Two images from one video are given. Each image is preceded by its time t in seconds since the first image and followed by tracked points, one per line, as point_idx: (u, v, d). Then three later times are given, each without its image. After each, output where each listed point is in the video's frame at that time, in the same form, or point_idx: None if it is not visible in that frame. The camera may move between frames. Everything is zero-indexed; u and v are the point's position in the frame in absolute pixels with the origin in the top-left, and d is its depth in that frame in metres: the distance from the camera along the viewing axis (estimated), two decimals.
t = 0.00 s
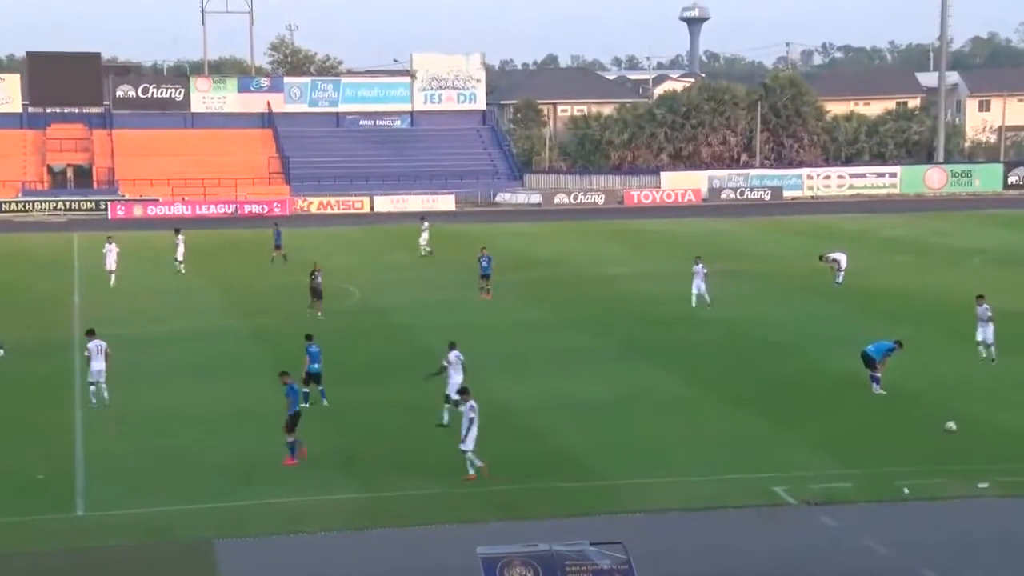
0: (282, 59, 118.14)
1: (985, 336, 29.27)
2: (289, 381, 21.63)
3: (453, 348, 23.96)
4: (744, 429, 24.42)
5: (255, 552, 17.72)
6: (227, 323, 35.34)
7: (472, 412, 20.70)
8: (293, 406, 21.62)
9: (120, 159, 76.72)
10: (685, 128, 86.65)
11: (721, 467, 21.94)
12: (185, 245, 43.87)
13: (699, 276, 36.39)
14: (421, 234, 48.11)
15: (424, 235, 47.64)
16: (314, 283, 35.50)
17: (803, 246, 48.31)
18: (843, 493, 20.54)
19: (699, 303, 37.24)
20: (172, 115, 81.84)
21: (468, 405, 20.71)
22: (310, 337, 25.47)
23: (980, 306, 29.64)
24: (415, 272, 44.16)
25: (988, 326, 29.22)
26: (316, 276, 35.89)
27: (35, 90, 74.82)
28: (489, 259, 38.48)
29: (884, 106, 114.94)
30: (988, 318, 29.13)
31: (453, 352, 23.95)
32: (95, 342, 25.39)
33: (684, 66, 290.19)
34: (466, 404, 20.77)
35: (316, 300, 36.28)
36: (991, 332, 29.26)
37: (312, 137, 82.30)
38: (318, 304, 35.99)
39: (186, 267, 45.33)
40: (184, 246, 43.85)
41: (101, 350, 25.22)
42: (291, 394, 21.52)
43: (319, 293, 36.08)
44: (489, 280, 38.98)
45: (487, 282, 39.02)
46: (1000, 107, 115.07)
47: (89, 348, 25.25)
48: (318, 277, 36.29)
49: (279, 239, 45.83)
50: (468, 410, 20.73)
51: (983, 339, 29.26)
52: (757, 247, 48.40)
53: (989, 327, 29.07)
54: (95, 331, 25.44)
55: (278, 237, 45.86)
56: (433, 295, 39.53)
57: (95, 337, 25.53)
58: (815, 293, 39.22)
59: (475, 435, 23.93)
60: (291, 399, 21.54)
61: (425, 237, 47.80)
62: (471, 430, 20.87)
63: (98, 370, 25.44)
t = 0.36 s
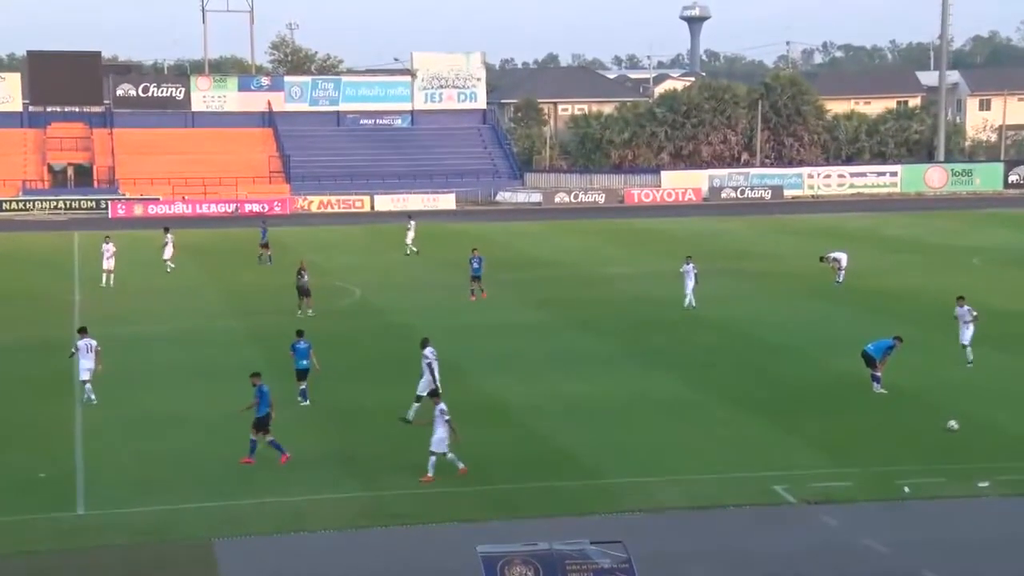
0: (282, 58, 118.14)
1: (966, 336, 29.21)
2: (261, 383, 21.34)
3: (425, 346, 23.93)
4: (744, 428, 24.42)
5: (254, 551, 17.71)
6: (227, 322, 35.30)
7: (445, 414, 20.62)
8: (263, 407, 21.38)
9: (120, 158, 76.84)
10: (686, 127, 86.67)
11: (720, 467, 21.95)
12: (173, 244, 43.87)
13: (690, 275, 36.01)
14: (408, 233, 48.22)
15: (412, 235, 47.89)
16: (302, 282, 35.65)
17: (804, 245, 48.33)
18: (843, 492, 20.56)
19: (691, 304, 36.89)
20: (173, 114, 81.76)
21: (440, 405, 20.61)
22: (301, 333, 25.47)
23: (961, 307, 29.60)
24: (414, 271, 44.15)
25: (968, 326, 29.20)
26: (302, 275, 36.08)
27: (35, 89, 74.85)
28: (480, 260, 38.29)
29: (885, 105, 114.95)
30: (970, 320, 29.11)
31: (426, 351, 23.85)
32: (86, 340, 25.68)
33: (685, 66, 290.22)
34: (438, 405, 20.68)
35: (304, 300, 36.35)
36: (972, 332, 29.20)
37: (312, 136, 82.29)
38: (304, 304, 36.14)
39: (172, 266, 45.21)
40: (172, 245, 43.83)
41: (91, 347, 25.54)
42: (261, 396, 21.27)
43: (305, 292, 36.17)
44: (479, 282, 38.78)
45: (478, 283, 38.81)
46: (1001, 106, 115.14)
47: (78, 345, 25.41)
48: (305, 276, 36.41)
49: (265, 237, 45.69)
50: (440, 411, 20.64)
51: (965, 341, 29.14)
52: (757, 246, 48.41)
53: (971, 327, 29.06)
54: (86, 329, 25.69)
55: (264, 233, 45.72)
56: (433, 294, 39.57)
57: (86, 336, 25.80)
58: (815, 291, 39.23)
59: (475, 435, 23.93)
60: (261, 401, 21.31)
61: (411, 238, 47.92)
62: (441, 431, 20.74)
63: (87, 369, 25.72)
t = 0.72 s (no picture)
0: (283, 58, 118.14)
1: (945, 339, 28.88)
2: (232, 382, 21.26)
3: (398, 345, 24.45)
4: (743, 428, 24.42)
5: (253, 550, 17.71)
6: (227, 321, 35.27)
7: (415, 413, 20.41)
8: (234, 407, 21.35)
9: (120, 158, 76.79)
10: (686, 127, 86.65)
11: (720, 467, 21.94)
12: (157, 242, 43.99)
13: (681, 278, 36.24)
14: (396, 232, 48.34)
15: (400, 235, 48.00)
16: (290, 280, 35.76)
17: (804, 245, 48.33)
18: (843, 492, 20.55)
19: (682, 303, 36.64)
20: (173, 114, 81.76)
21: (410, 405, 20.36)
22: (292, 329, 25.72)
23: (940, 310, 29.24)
24: (415, 270, 44.13)
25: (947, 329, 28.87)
26: (289, 273, 36.21)
27: (35, 89, 74.91)
28: (473, 262, 38.15)
29: (886, 105, 114.94)
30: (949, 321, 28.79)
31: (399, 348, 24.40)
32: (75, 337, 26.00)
33: (685, 65, 289.94)
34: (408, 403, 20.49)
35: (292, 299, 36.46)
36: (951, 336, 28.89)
37: (312, 136, 82.27)
38: (292, 303, 36.33)
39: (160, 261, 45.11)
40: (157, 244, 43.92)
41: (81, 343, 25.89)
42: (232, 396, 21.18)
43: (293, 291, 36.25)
44: (473, 283, 38.71)
45: (470, 284, 38.69)
46: (1001, 105, 115.09)
47: (70, 341, 25.66)
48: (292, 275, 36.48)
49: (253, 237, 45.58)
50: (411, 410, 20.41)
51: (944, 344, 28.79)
52: (757, 246, 48.40)
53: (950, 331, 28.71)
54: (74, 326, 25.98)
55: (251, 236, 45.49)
56: (433, 294, 39.57)
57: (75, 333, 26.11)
58: (815, 291, 39.24)
59: (475, 435, 23.91)
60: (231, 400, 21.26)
61: (400, 237, 47.97)
62: (416, 431, 20.58)
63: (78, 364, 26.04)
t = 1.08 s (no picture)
0: (283, 58, 118.14)
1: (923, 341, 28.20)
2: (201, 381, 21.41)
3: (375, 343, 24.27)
4: (743, 428, 24.42)
5: (253, 550, 17.71)
6: (227, 321, 35.26)
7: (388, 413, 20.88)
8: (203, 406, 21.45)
9: (120, 158, 76.75)
10: (686, 127, 86.63)
11: (720, 467, 21.95)
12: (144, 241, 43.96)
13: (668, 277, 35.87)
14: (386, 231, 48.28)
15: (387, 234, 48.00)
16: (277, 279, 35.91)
17: (804, 245, 48.32)
18: (843, 492, 20.56)
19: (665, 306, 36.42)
20: (174, 114, 81.74)
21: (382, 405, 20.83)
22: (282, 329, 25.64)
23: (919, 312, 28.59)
24: (415, 270, 44.13)
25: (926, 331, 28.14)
26: (277, 273, 36.40)
27: (35, 89, 74.91)
28: (465, 262, 37.95)
29: (886, 105, 114.92)
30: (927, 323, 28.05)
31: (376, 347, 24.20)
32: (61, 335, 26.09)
33: (685, 65, 289.68)
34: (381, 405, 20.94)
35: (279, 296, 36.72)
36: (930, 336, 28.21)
37: (312, 136, 82.26)
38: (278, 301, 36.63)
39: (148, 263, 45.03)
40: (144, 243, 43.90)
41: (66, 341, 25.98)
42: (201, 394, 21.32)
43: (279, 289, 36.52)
44: (466, 284, 38.44)
45: (464, 286, 38.43)
46: (1001, 105, 115.03)
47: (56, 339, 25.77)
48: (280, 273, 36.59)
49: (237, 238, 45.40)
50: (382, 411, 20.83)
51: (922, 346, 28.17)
52: (758, 246, 48.38)
53: (928, 332, 28.00)
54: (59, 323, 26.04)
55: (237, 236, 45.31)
56: (433, 293, 39.56)
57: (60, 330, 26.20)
58: (815, 291, 39.21)
59: (474, 435, 23.91)
60: (199, 398, 21.40)
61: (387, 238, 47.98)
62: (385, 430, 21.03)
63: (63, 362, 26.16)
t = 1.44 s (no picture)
0: (284, 58, 118.17)
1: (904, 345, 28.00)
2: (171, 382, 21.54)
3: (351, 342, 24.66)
4: (743, 428, 24.42)
5: (253, 550, 17.72)
6: (228, 321, 35.27)
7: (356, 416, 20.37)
8: (174, 407, 21.53)
9: (121, 157, 76.76)
10: (687, 127, 86.56)
11: (721, 467, 21.95)
12: (133, 240, 43.93)
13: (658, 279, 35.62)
14: (373, 232, 48.28)
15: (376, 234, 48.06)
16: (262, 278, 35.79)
17: (806, 245, 48.30)
18: (843, 492, 20.55)
19: (658, 306, 36.19)
20: (174, 114, 81.75)
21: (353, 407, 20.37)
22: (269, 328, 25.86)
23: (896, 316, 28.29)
24: (416, 270, 44.14)
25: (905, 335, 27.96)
26: (265, 272, 36.40)
27: (37, 88, 75.01)
28: (458, 263, 37.74)
29: (887, 105, 114.94)
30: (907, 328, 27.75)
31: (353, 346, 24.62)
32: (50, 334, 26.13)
33: (687, 66, 289.46)
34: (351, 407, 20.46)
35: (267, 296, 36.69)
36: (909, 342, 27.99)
37: (312, 136, 82.24)
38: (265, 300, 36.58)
39: (137, 263, 44.97)
40: (133, 242, 43.88)
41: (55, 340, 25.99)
42: (171, 394, 21.46)
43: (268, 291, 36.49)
44: (458, 286, 38.17)
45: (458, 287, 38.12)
46: (1002, 105, 114.98)
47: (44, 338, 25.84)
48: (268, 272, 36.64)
49: (227, 238, 45.30)
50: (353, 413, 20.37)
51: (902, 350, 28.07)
52: (759, 246, 48.36)
53: (908, 337, 27.80)
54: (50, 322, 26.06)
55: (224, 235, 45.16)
56: (434, 293, 39.57)
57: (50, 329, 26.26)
58: (816, 291, 39.21)
59: (476, 435, 23.91)
60: (171, 400, 21.47)
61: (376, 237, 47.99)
62: (354, 434, 20.57)
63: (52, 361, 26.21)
